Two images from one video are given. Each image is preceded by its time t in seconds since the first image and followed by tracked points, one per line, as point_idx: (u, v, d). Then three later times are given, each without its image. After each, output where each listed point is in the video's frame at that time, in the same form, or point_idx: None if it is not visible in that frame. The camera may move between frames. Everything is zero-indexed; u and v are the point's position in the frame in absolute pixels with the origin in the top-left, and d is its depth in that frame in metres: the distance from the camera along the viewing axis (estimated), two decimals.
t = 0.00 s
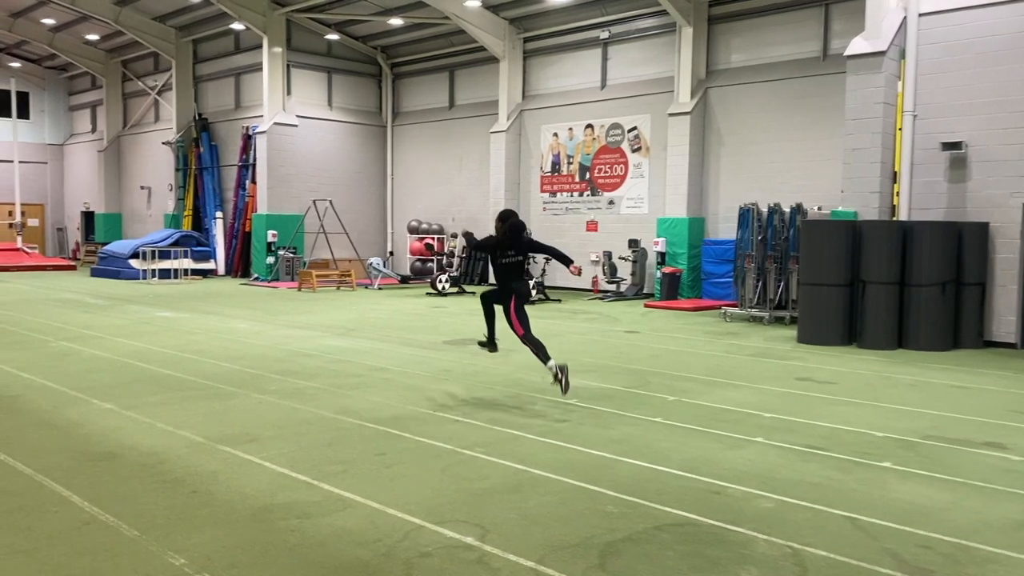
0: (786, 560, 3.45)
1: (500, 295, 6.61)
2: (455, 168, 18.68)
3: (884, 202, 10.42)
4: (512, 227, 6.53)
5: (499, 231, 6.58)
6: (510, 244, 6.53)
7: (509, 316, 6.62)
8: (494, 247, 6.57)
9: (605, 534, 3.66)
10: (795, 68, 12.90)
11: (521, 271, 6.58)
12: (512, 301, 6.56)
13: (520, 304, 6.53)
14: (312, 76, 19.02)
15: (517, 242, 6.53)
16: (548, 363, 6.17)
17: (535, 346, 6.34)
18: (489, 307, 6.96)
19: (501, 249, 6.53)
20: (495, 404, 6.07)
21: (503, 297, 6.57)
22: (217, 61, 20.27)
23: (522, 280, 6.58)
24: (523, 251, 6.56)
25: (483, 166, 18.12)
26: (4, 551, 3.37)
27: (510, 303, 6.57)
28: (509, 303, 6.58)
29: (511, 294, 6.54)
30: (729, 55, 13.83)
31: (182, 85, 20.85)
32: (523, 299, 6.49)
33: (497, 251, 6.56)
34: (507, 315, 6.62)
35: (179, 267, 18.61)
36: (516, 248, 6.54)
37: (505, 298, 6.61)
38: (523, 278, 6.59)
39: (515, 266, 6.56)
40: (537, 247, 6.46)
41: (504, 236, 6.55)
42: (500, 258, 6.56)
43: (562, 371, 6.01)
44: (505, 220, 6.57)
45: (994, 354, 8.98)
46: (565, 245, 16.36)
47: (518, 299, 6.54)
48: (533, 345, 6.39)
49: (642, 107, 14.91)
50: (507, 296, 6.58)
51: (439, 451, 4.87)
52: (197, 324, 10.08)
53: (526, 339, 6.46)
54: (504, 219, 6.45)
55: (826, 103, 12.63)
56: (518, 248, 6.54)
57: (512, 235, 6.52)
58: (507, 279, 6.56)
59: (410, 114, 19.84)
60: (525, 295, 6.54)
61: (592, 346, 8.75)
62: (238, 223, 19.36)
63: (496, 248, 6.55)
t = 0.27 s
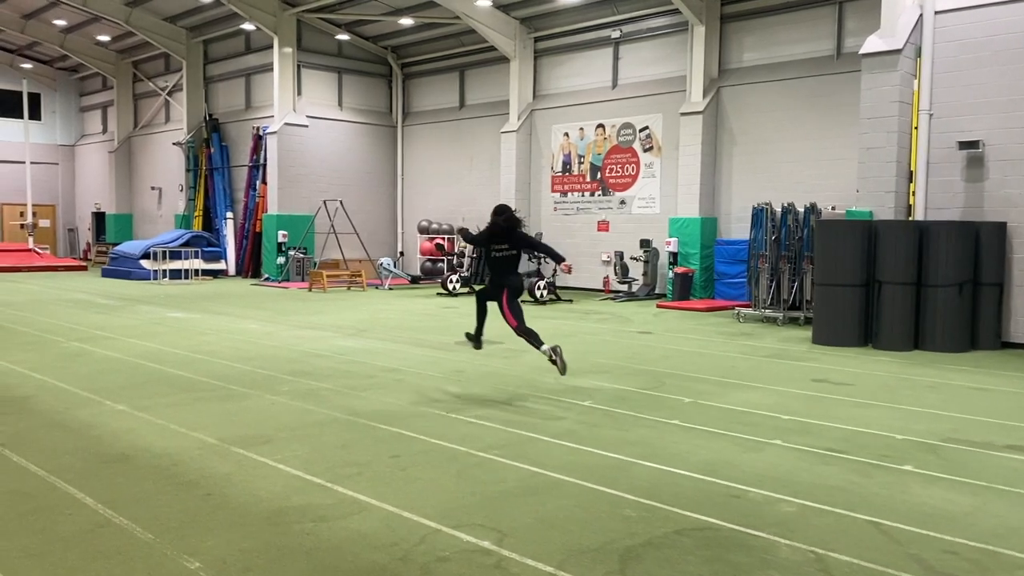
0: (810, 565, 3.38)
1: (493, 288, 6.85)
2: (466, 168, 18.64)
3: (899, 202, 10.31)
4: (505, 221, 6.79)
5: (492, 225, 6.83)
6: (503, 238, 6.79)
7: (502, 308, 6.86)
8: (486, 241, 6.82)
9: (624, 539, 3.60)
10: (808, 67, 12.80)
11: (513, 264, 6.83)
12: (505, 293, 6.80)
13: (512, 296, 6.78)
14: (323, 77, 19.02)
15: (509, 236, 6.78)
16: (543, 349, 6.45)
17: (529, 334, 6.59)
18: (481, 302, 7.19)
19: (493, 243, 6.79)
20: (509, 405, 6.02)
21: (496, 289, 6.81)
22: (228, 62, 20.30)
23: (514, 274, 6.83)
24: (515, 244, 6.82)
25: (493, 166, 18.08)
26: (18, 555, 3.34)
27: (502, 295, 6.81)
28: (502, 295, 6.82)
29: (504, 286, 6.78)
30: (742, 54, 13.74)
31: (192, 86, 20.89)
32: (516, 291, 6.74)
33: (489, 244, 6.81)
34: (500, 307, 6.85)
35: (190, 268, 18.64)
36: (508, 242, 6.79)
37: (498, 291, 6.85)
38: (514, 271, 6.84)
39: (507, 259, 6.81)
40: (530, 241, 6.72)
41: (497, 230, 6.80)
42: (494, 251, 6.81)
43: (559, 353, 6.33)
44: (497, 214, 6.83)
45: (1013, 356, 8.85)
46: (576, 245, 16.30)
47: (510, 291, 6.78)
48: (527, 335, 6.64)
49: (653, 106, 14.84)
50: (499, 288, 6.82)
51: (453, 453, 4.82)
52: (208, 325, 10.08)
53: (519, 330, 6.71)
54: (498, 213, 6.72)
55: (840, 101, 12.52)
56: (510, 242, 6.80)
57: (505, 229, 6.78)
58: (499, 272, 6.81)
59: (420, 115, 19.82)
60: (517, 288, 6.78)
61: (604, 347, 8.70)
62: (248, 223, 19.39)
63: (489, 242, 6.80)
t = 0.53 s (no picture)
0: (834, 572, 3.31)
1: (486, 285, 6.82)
2: (476, 168, 18.60)
3: (915, 202, 10.20)
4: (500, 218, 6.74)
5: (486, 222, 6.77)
6: (497, 235, 6.74)
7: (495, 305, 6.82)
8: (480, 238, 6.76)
9: (644, 544, 3.54)
10: (821, 66, 12.70)
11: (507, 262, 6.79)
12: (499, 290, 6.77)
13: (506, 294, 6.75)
14: (333, 77, 19.02)
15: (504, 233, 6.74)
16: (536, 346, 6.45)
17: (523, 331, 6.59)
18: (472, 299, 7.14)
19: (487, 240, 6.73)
20: (522, 407, 5.96)
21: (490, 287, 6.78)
22: (238, 63, 20.33)
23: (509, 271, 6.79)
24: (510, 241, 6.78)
25: (504, 166, 18.03)
26: (30, 558, 3.30)
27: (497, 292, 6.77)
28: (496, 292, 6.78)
29: (498, 283, 6.75)
30: (754, 53, 13.65)
31: (203, 87, 20.93)
32: (510, 289, 6.72)
33: (483, 241, 6.75)
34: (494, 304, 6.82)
35: (201, 269, 18.65)
36: (503, 239, 6.75)
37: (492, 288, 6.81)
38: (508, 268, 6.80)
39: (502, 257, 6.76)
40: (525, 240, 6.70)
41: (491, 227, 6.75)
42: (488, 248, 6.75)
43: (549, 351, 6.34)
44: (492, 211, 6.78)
45: None
46: (587, 245, 16.24)
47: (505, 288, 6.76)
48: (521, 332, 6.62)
49: (665, 106, 14.76)
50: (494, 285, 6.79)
51: (468, 456, 4.77)
52: (219, 325, 10.06)
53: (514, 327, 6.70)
54: (494, 211, 6.67)
55: (854, 101, 12.41)
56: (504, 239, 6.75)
57: (500, 226, 6.73)
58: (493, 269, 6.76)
59: (430, 115, 19.79)
60: (511, 285, 6.76)
61: (617, 348, 8.64)
62: (259, 224, 19.42)
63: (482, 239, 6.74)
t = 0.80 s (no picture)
0: None
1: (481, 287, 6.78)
2: (487, 169, 18.58)
3: (931, 203, 10.09)
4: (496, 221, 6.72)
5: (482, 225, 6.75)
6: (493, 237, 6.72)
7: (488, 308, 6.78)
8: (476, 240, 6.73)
9: (663, 550, 3.49)
10: (835, 65, 12.62)
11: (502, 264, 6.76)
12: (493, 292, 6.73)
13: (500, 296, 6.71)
14: (344, 78, 19.03)
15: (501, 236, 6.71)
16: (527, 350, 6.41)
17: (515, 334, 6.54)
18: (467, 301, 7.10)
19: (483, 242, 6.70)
20: (536, 409, 5.92)
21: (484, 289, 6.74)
22: (250, 64, 20.38)
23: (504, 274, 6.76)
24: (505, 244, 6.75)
25: (515, 166, 18.00)
26: (45, 561, 3.29)
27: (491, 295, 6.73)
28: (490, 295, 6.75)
29: (492, 285, 6.70)
30: (767, 52, 13.57)
31: (214, 88, 20.98)
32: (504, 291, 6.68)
33: (479, 243, 6.72)
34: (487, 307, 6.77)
35: (212, 269, 18.67)
36: (498, 242, 6.72)
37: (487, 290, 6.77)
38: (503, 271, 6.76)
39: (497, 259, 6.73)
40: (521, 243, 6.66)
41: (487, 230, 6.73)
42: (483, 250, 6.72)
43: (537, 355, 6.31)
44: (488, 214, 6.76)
45: None
46: (598, 246, 16.19)
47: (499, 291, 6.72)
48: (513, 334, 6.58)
49: (677, 106, 14.68)
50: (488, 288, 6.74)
51: (483, 458, 4.73)
52: (231, 326, 10.06)
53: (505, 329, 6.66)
54: (490, 214, 6.65)
55: (868, 100, 12.31)
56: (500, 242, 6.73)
57: (496, 229, 6.71)
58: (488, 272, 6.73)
59: (441, 116, 19.78)
60: (506, 288, 6.72)
61: (630, 349, 8.58)
62: (270, 224, 19.46)
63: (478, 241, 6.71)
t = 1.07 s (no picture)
0: None
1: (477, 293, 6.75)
2: (498, 169, 18.55)
3: (949, 203, 10.00)
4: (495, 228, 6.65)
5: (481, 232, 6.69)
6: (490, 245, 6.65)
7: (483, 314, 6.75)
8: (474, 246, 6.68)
9: (685, 556, 3.44)
10: (850, 65, 12.52)
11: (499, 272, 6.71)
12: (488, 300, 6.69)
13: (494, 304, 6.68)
14: (356, 79, 19.04)
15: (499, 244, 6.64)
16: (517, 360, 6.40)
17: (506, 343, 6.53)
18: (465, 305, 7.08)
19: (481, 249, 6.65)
20: (551, 411, 5.87)
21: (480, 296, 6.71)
22: (262, 65, 20.42)
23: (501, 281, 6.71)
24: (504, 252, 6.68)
25: (526, 167, 17.96)
26: (60, 564, 3.27)
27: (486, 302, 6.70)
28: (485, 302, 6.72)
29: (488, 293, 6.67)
30: (782, 52, 13.48)
31: (226, 88, 21.04)
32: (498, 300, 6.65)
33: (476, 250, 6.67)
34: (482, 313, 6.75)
35: (225, 270, 18.71)
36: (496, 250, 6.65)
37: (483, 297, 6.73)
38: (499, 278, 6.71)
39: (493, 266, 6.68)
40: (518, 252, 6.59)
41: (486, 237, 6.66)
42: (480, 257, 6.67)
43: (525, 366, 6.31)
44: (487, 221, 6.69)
45: None
46: (610, 246, 16.13)
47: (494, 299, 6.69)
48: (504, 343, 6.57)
49: (690, 106, 14.61)
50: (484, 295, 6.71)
51: (498, 462, 4.68)
52: (243, 327, 10.07)
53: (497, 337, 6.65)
54: (488, 221, 6.57)
55: (884, 99, 12.21)
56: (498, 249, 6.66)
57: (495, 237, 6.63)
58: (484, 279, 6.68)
59: (453, 116, 19.76)
60: (501, 295, 6.69)
61: (644, 351, 8.52)
62: (282, 225, 19.50)
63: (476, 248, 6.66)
